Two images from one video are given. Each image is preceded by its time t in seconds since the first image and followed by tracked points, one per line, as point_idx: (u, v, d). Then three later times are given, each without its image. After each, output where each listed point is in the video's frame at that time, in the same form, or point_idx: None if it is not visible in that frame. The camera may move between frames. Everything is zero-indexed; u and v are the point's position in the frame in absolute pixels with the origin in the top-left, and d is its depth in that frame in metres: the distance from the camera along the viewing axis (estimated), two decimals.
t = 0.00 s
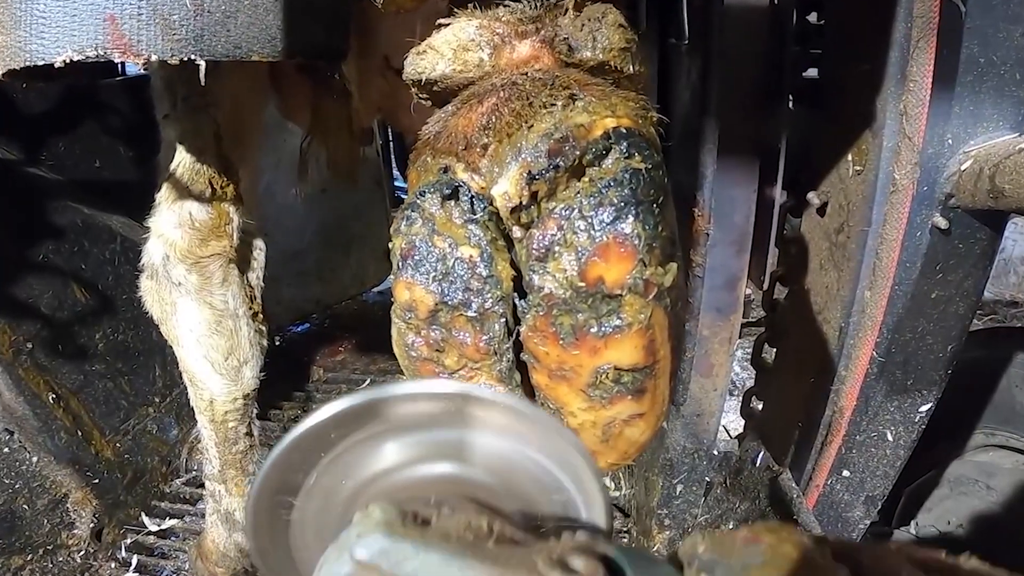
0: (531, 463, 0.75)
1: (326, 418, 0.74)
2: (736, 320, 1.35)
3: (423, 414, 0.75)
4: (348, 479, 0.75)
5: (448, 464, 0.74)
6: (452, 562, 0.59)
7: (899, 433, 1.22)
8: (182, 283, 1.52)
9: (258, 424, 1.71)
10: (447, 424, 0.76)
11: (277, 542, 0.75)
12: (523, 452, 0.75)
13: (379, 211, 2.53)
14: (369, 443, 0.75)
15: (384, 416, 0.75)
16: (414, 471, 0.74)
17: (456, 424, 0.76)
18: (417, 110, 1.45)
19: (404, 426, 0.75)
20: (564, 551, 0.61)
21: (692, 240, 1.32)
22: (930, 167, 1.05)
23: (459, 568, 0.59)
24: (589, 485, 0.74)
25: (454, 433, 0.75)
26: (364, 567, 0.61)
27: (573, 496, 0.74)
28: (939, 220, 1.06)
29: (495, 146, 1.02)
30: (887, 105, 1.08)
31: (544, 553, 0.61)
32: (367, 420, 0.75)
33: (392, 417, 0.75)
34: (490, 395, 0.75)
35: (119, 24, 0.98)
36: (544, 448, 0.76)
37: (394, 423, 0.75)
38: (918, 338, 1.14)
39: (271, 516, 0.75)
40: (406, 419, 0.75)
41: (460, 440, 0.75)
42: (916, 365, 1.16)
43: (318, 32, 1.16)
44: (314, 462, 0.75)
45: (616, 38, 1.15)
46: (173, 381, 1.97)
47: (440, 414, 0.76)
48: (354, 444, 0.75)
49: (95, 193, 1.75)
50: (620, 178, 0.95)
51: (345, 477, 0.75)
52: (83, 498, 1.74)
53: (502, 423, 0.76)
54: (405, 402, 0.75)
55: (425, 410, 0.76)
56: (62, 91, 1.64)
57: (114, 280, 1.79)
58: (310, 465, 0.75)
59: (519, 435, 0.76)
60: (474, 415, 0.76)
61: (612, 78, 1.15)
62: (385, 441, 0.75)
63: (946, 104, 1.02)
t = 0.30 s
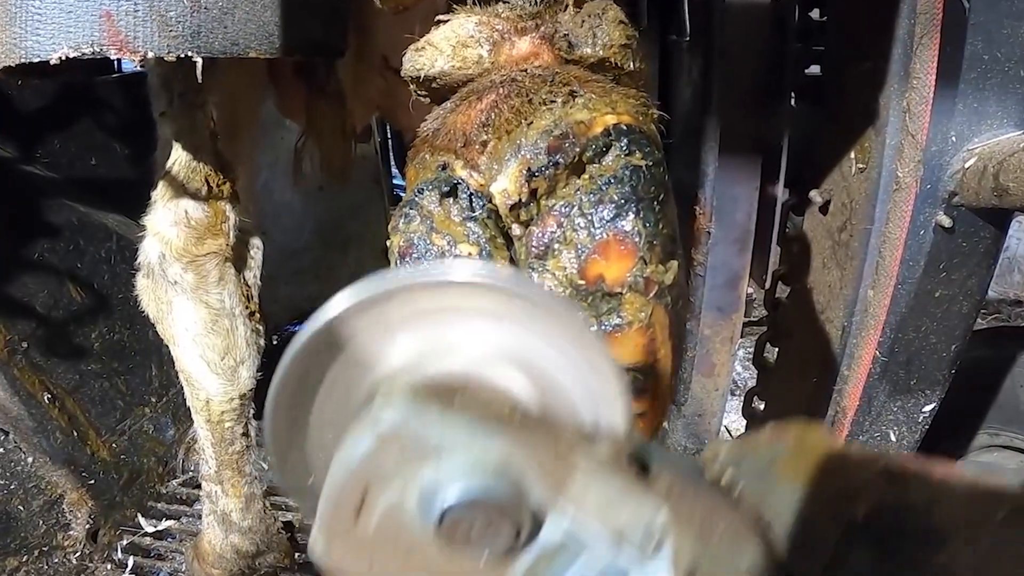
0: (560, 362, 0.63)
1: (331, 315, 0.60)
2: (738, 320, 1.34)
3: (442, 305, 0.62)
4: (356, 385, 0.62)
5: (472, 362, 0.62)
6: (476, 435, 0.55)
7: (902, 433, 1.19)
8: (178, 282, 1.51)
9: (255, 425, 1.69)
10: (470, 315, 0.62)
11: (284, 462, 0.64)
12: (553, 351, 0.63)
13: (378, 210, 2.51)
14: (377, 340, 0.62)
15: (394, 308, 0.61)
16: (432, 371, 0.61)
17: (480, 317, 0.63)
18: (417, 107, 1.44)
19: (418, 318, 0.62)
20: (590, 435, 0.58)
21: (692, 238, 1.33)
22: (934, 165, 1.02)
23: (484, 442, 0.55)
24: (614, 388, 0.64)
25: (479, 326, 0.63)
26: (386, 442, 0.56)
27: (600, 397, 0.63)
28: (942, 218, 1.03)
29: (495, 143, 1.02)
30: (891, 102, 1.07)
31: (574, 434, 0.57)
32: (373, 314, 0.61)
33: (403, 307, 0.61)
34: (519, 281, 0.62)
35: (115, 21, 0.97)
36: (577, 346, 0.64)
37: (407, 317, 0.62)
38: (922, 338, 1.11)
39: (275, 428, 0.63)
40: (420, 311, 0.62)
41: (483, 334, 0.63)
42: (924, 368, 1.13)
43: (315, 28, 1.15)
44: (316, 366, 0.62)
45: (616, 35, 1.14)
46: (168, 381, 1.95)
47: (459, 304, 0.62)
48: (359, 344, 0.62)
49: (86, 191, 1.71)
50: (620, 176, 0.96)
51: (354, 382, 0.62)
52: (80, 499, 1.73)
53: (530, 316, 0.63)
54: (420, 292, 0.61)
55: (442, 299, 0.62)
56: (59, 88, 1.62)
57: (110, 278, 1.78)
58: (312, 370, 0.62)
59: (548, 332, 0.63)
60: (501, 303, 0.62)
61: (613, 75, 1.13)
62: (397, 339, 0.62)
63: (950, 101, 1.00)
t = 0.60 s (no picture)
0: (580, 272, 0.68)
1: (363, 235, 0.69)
2: (740, 319, 1.33)
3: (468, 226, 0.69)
4: (395, 303, 0.68)
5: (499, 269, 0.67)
6: (530, 333, 0.51)
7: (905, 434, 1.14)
8: (174, 280, 1.50)
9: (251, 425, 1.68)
10: (495, 233, 0.69)
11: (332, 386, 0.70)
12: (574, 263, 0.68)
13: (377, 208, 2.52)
14: (410, 260, 0.69)
15: (422, 230, 0.69)
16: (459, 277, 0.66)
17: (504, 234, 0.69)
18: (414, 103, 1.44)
19: (446, 238, 0.69)
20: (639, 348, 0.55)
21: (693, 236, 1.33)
22: (938, 163, 1.00)
23: (539, 342, 0.50)
24: (629, 295, 0.68)
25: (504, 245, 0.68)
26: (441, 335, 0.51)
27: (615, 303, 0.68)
28: (946, 217, 1.00)
29: (493, 140, 1.00)
30: (894, 98, 1.06)
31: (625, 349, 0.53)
32: (404, 237, 0.69)
33: (432, 228, 0.69)
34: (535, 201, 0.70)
35: (111, 17, 0.95)
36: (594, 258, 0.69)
37: (435, 235, 0.69)
38: (925, 337, 1.08)
39: (321, 354, 0.70)
40: (449, 232, 0.69)
41: (505, 248, 0.68)
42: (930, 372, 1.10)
43: (313, 24, 1.14)
44: (357, 290, 0.69)
45: (617, 31, 1.13)
46: (165, 381, 1.94)
47: (483, 224, 0.69)
48: (394, 266, 0.68)
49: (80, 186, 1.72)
50: (620, 172, 0.95)
51: (392, 300, 0.68)
52: (75, 500, 1.71)
53: (549, 232, 0.69)
54: (444, 213, 0.69)
55: (468, 220, 0.69)
56: (53, 85, 1.63)
57: (105, 276, 1.76)
58: (355, 295, 0.69)
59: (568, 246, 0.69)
60: (522, 219, 0.69)
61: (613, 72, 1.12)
62: (427, 257, 0.68)
63: (954, 97, 0.98)
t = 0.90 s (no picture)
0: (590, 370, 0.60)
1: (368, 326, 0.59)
2: (741, 318, 1.31)
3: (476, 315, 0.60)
4: (391, 392, 0.59)
5: (503, 366, 0.59)
6: (512, 425, 0.54)
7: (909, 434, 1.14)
8: (171, 279, 1.48)
9: (248, 425, 1.67)
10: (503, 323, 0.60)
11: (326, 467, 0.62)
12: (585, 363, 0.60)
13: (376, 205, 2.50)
14: (410, 348, 0.60)
15: (426, 318, 0.60)
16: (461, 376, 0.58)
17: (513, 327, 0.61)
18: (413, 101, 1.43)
19: (450, 324, 0.60)
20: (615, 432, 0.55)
21: (696, 235, 1.32)
22: (941, 161, 0.99)
23: (518, 430, 0.54)
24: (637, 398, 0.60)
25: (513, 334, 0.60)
26: (431, 431, 0.55)
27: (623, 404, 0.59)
28: (949, 215, 0.99)
29: (494, 138, 0.99)
30: (898, 95, 1.05)
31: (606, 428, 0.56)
32: (408, 324, 0.60)
33: (435, 316, 0.60)
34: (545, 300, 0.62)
35: (107, 13, 0.94)
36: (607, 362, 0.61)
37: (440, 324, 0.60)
38: (929, 337, 1.07)
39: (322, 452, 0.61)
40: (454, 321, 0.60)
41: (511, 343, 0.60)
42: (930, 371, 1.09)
43: (311, 19, 1.13)
44: (354, 380, 0.60)
45: (618, 27, 1.12)
46: (161, 381, 1.93)
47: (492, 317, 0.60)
48: (393, 354, 0.60)
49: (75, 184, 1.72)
50: (622, 170, 0.94)
51: (389, 389, 0.60)
52: (70, 501, 1.69)
53: (564, 326, 0.61)
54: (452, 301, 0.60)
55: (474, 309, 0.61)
56: (48, 82, 1.62)
57: (101, 276, 1.75)
58: (350, 383, 0.60)
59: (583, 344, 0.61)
60: (531, 316, 0.61)
61: (615, 69, 1.11)
62: (429, 345, 0.60)
63: (958, 95, 0.96)
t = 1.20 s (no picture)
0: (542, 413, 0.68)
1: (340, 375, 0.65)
2: (743, 317, 1.30)
3: (447, 365, 0.67)
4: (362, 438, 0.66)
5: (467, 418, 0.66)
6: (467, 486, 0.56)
7: (913, 434, 1.14)
8: (167, 278, 1.47)
9: (245, 425, 1.66)
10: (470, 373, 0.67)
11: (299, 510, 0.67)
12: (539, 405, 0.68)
13: (375, 204, 2.45)
14: (379, 401, 0.66)
15: (395, 372, 0.66)
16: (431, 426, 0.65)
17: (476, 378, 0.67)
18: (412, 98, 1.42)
19: (426, 376, 0.67)
20: (568, 485, 0.58)
21: (697, 233, 1.30)
22: (945, 159, 0.98)
23: (472, 491, 0.55)
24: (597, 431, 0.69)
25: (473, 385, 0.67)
26: (384, 493, 0.57)
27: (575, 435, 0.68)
28: (954, 213, 0.98)
29: (492, 136, 0.98)
30: (901, 93, 1.03)
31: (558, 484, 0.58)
32: (376, 378, 0.66)
33: (408, 368, 0.66)
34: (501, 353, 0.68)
35: (103, 9, 0.93)
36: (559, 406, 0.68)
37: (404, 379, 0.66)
38: (932, 336, 1.06)
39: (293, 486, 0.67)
40: (418, 375, 0.67)
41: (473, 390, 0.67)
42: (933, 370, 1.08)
43: (307, 16, 1.12)
44: (326, 426, 0.66)
45: (618, 24, 1.11)
46: (157, 381, 1.92)
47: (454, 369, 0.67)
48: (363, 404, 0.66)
49: (68, 183, 1.69)
50: (621, 169, 0.92)
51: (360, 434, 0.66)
52: (66, 501, 1.69)
53: (517, 375, 0.68)
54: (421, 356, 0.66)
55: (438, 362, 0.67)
56: (44, 79, 1.61)
57: (96, 274, 1.74)
58: (321, 431, 0.66)
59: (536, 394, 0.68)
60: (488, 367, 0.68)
61: (614, 67, 1.10)
62: (396, 398, 0.66)
63: (962, 91, 0.96)
